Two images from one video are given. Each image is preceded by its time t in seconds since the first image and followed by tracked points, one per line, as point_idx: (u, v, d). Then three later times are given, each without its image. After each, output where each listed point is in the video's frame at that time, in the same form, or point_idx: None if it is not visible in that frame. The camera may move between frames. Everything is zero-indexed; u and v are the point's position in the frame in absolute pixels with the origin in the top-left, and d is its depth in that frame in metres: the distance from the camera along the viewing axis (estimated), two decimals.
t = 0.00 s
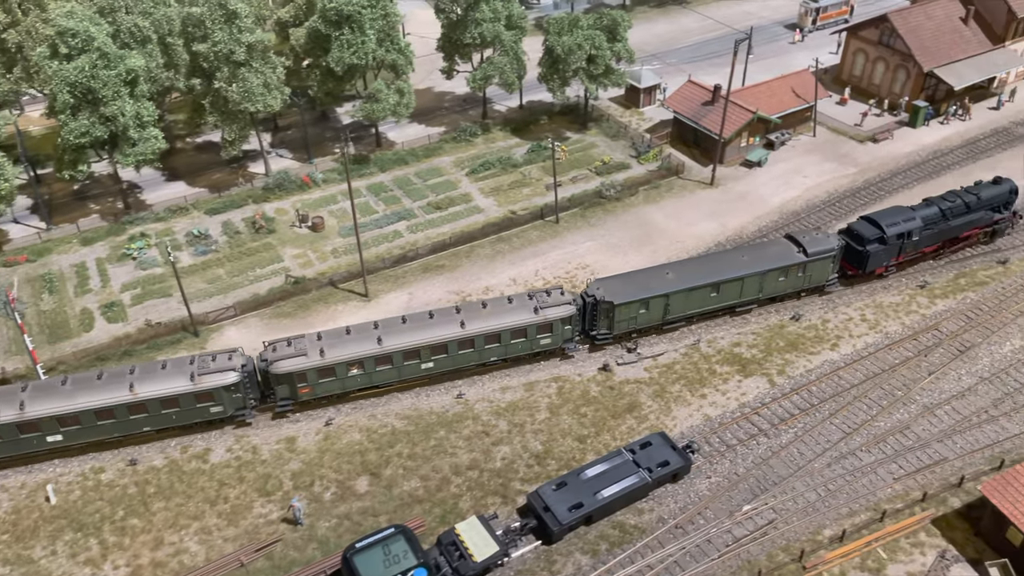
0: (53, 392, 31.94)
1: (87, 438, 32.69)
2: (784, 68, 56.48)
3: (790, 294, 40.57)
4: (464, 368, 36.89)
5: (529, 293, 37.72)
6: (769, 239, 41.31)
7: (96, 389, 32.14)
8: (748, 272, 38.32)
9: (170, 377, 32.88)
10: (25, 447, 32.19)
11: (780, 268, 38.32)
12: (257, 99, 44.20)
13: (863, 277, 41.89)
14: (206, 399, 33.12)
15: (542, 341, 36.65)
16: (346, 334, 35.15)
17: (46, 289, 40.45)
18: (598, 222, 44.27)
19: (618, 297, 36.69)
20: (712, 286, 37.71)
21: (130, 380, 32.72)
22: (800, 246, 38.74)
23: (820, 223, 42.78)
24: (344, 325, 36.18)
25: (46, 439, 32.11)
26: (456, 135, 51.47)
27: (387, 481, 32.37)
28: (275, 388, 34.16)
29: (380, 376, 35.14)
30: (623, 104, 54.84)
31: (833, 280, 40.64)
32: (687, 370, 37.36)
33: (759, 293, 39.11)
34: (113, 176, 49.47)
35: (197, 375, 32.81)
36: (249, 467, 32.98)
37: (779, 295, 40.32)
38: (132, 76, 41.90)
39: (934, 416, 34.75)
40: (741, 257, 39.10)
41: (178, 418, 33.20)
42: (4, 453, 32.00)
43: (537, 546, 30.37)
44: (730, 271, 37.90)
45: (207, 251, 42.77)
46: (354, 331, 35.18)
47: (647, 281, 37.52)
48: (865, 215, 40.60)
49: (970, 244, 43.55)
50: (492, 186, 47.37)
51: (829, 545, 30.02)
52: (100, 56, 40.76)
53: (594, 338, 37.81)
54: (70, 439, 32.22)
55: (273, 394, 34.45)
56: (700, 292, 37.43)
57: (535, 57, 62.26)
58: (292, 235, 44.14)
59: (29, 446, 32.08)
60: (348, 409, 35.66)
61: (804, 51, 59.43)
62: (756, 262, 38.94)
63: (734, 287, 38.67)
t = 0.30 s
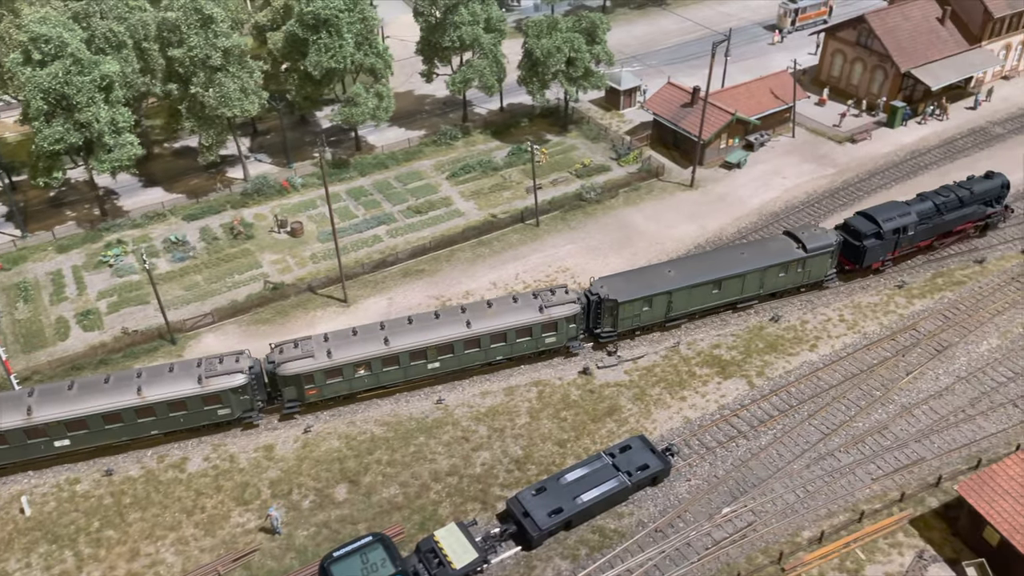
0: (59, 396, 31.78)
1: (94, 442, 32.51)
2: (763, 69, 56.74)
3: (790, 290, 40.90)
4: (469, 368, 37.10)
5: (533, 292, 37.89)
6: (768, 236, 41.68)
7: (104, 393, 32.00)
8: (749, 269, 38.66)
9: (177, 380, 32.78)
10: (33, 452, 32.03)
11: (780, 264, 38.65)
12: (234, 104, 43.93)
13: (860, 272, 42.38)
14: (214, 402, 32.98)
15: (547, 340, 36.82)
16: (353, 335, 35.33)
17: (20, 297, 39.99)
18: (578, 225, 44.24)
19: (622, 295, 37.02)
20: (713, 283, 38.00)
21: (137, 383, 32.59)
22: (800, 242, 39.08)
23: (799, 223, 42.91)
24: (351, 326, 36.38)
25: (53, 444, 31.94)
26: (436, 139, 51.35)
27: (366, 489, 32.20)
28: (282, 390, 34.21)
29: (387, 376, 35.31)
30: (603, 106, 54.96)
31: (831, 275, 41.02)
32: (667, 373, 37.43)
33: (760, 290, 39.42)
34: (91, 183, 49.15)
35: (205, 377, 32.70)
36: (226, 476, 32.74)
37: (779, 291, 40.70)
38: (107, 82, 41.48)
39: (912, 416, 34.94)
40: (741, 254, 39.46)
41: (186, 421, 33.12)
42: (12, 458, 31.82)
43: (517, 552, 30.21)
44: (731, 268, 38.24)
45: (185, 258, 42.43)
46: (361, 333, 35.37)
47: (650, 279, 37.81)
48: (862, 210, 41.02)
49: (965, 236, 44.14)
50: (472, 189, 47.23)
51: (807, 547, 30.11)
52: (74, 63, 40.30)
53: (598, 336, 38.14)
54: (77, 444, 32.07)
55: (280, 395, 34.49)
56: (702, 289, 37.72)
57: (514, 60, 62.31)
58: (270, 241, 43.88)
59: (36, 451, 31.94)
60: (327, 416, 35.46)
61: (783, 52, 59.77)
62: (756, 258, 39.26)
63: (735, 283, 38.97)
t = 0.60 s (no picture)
0: (70, 394, 31.82)
1: (104, 440, 32.60)
2: (744, 68, 57.03)
3: (789, 281, 41.48)
4: (476, 362, 37.45)
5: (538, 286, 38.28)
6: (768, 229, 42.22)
7: (114, 391, 32.08)
8: (750, 261, 39.19)
9: (187, 377, 32.98)
10: (43, 451, 32.06)
11: (781, 255, 39.24)
12: (214, 105, 43.74)
13: (858, 262, 43.06)
14: (224, 398, 33.29)
15: (553, 333, 37.23)
16: (361, 331, 35.57)
17: None
18: (561, 224, 44.32)
19: (626, 288, 37.43)
20: (716, 275, 38.50)
21: (147, 381, 32.71)
22: (800, 233, 39.68)
23: (781, 220, 43.17)
24: (359, 322, 36.63)
25: (63, 442, 31.99)
26: (419, 139, 51.32)
27: (349, 490, 32.12)
28: (292, 386, 34.44)
29: (396, 371, 35.57)
30: (586, 105, 55.11)
31: (829, 266, 41.68)
32: (649, 370, 37.55)
33: (761, 281, 39.97)
34: (71, 187, 48.79)
35: (215, 374, 32.93)
36: (208, 479, 32.59)
37: (779, 282, 41.27)
38: (85, 84, 41.16)
39: (892, 410, 35.20)
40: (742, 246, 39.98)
41: (197, 418, 33.32)
42: (21, 457, 31.81)
43: (500, 551, 30.18)
44: (733, 260, 38.74)
45: (166, 260, 42.21)
46: (369, 328, 35.61)
47: (653, 272, 38.24)
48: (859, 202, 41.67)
49: (958, 226, 45.03)
50: (455, 189, 47.21)
51: (789, 542, 30.25)
52: (51, 65, 39.95)
53: (603, 329, 38.59)
54: (88, 442, 32.13)
55: (289, 391, 34.71)
56: (705, 281, 38.21)
57: (497, 60, 62.40)
58: (252, 242, 43.72)
59: (46, 449, 31.96)
60: (309, 418, 35.37)
61: (764, 51, 60.11)
62: (758, 250, 39.82)
63: (737, 275, 39.49)
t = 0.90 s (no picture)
0: (83, 394, 31.93)
1: (117, 439, 32.74)
2: (724, 68, 57.42)
3: (788, 273, 42.07)
4: (484, 357, 37.80)
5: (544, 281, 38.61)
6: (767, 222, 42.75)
7: (127, 389, 32.21)
8: (752, 253, 39.70)
9: (199, 374, 33.14)
10: (56, 450, 32.16)
11: (782, 248, 39.78)
12: (194, 109, 43.64)
13: (855, 255, 43.74)
14: (235, 396, 33.48)
15: (559, 328, 37.63)
16: (370, 327, 35.81)
17: None
18: (543, 225, 44.47)
19: (630, 282, 37.84)
20: (718, 268, 38.97)
21: (159, 379, 32.86)
22: (799, 226, 40.25)
23: (761, 219, 43.52)
24: (368, 319, 36.87)
25: (77, 442, 32.10)
26: (401, 141, 51.38)
27: (331, 493, 32.15)
28: (302, 383, 34.66)
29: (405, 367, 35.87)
30: (568, 106, 55.34)
31: (827, 258, 42.28)
32: (630, 370, 37.79)
33: (762, 274, 40.50)
34: (51, 192, 48.50)
35: (226, 372, 33.09)
36: (189, 484, 32.54)
37: (779, 275, 41.82)
38: (63, 89, 40.91)
39: (870, 407, 35.56)
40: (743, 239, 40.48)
41: (209, 416, 33.48)
42: (35, 456, 31.90)
43: (482, 551, 30.30)
44: (735, 253, 39.21)
45: (147, 265, 42.07)
46: (378, 325, 35.86)
47: (656, 266, 38.70)
48: (855, 195, 42.36)
49: (952, 218, 45.87)
50: (437, 191, 47.27)
51: (769, 538, 30.53)
52: (29, 70, 39.67)
53: (608, 323, 38.98)
54: (101, 440, 32.24)
55: (300, 388, 34.99)
56: (708, 274, 38.67)
57: (478, 61, 62.55)
58: (233, 246, 43.64)
59: (58, 449, 32.04)
60: (291, 421, 35.36)
61: (744, 51, 60.53)
62: (758, 243, 40.33)
63: (738, 268, 40.00)
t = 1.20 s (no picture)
0: (101, 390, 31.96)
1: (135, 435, 32.78)
2: (709, 67, 57.77)
3: (792, 264, 42.65)
4: (497, 350, 38.11)
5: (555, 275, 38.97)
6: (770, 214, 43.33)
7: (145, 385, 32.28)
8: (758, 245, 40.22)
9: (216, 370, 33.25)
10: (75, 447, 32.17)
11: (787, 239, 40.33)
12: (179, 111, 43.47)
13: (857, 245, 44.41)
14: (252, 391, 33.61)
15: (570, 320, 38.00)
16: (385, 321, 36.04)
17: None
18: (530, 224, 44.57)
19: (640, 275, 38.23)
20: (725, 259, 39.45)
21: (177, 375, 32.94)
22: (803, 217, 40.86)
23: (747, 217, 43.82)
24: (382, 313, 37.10)
25: (96, 438, 32.13)
26: (387, 143, 51.37)
27: (320, 494, 32.07)
28: (318, 377, 34.82)
29: (419, 361, 36.10)
30: (554, 107, 55.54)
31: (830, 249, 42.88)
32: (619, 367, 37.94)
33: (768, 265, 41.02)
34: (35, 196, 48.16)
35: (243, 367, 33.22)
36: (178, 486, 32.38)
37: (784, 266, 42.36)
38: (47, 92, 40.61)
39: (856, 401, 35.85)
40: (748, 231, 41.00)
41: (226, 411, 33.57)
42: (54, 454, 31.90)
43: (472, 550, 30.33)
44: (741, 244, 39.69)
45: (133, 268, 41.84)
46: (392, 319, 36.08)
47: (665, 258, 39.11)
48: (856, 186, 43.06)
49: (951, 209, 46.70)
50: (424, 192, 47.27)
51: (758, 533, 30.72)
52: (11, 73, 39.36)
53: (618, 315, 39.19)
54: (119, 437, 32.29)
55: (316, 383, 35.08)
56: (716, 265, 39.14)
57: (464, 63, 62.70)
58: (220, 249, 43.49)
59: (77, 446, 32.06)
60: (279, 423, 35.25)
61: (728, 51, 60.94)
62: (763, 235, 40.86)
63: (745, 259, 40.52)
